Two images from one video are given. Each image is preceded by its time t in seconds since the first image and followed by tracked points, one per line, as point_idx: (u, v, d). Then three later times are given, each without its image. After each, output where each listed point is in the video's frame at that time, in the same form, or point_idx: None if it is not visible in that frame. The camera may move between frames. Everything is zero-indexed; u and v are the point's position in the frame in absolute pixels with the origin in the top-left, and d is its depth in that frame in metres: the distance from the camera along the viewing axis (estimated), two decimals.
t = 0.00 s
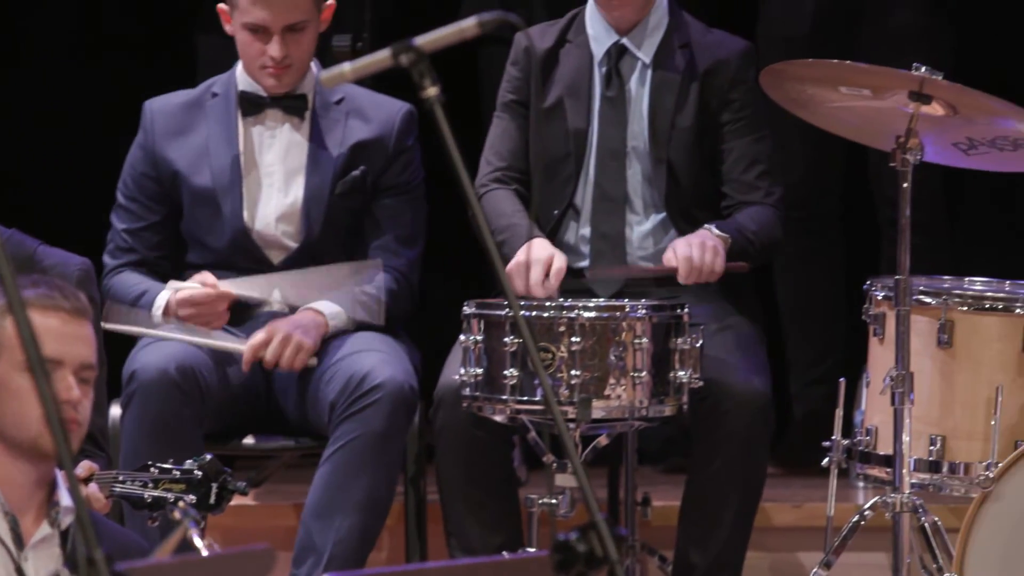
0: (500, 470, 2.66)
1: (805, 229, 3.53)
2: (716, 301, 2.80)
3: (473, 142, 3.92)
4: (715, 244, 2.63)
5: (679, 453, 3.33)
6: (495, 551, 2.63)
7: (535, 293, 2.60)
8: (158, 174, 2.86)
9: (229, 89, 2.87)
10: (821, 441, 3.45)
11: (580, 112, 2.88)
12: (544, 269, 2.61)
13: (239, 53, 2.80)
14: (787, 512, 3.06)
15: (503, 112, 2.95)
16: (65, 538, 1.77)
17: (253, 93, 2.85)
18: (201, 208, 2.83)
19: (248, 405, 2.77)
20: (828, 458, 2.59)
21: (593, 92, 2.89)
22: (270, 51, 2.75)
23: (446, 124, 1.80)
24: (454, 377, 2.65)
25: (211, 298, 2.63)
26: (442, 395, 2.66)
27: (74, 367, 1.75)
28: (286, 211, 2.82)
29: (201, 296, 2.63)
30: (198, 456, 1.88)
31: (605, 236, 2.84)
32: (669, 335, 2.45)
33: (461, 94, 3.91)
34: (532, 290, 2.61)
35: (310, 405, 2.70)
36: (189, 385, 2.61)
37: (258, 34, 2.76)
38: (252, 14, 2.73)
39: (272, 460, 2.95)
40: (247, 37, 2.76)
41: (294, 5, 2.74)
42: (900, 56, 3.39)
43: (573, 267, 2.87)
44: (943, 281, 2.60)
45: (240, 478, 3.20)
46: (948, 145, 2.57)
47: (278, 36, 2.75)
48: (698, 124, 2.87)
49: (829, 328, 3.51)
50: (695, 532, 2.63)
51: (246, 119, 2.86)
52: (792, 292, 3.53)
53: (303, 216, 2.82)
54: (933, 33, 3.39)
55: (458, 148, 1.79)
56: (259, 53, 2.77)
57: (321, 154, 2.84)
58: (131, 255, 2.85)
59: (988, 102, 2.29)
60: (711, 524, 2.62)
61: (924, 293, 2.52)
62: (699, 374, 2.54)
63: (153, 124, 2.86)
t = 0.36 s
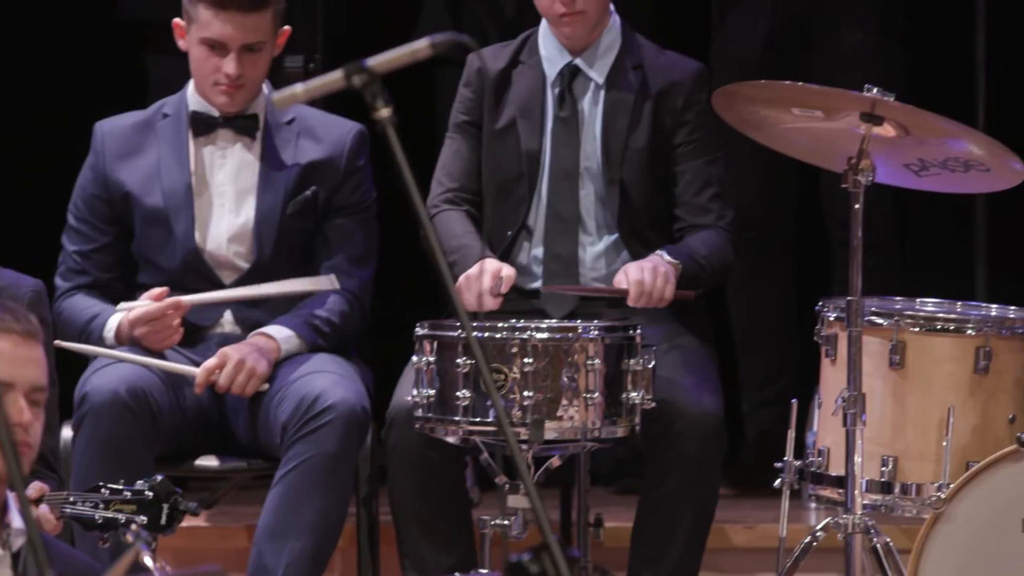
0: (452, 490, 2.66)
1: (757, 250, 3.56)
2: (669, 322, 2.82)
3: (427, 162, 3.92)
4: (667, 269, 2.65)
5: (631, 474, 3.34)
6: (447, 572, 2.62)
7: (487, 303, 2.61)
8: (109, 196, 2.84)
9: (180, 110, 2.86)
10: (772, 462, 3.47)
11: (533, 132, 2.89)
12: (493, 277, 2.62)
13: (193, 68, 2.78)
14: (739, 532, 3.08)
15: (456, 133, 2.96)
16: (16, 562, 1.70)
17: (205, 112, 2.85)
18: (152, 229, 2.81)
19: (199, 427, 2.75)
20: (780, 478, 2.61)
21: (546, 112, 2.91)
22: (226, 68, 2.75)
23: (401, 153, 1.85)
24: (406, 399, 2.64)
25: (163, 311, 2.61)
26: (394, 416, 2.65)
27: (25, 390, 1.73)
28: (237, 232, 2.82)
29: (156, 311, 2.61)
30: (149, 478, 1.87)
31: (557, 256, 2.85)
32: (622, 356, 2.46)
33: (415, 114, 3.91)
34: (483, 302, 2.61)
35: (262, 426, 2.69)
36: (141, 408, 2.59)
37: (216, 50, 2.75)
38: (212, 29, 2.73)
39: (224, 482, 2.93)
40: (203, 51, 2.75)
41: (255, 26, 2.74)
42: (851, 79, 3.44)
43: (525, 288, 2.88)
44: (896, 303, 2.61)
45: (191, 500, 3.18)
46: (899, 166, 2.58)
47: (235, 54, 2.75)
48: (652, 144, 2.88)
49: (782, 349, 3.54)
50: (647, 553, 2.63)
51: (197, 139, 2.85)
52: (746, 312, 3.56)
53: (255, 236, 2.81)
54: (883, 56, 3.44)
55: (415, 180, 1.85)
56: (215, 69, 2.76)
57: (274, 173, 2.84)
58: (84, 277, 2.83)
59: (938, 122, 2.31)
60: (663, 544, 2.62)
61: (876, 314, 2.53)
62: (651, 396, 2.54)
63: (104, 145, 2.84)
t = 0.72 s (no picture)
0: (406, 510, 2.65)
1: (711, 270, 3.56)
2: (622, 342, 2.83)
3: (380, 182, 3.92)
4: (617, 270, 2.66)
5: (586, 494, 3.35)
6: None
7: (441, 332, 2.61)
8: (62, 217, 2.82)
9: (134, 131, 2.84)
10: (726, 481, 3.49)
11: (485, 153, 2.90)
12: (447, 307, 2.62)
13: (147, 91, 2.76)
14: (693, 552, 3.09)
15: (408, 154, 2.96)
16: None
17: (157, 133, 2.83)
18: (105, 250, 2.79)
19: (154, 446, 2.73)
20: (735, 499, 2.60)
21: (498, 132, 2.92)
22: (181, 87, 2.72)
23: (354, 174, 1.87)
24: (360, 419, 2.64)
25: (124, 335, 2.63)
26: (348, 436, 2.65)
27: None
28: (191, 252, 2.81)
29: (115, 337, 2.63)
30: (103, 500, 2.02)
31: (510, 276, 2.83)
32: (576, 377, 2.46)
33: (369, 134, 3.91)
34: (437, 330, 2.62)
35: (216, 447, 2.67)
36: (94, 429, 2.57)
37: (170, 70, 2.73)
38: (164, 49, 2.72)
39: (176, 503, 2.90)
40: (157, 73, 2.73)
41: (209, 45, 2.73)
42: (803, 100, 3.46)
43: (479, 308, 2.88)
44: (849, 323, 2.63)
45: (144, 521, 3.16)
46: (852, 186, 2.61)
47: (190, 73, 2.73)
48: (604, 165, 2.90)
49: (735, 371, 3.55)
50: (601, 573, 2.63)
51: (150, 160, 2.83)
52: (701, 333, 3.57)
53: (208, 258, 2.80)
54: (836, 75, 3.46)
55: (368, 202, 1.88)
56: (169, 90, 2.73)
57: (227, 192, 2.83)
58: (38, 297, 2.80)
59: (891, 143, 2.32)
60: (618, 564, 2.63)
61: (829, 334, 2.54)
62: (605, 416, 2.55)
63: (57, 165, 2.82)
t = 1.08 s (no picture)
0: (367, 531, 2.64)
1: (676, 289, 3.57)
2: (584, 362, 2.84)
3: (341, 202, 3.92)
4: (581, 309, 2.66)
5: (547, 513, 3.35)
6: None
7: (402, 356, 2.61)
8: (21, 238, 2.81)
9: (93, 151, 2.83)
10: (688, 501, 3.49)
11: (446, 173, 2.91)
12: (409, 332, 2.62)
13: (128, 114, 2.76)
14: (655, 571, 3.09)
15: (368, 172, 2.96)
16: None
17: (117, 152, 2.82)
18: (64, 271, 2.78)
19: (116, 467, 2.72)
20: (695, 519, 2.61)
21: (459, 152, 2.93)
22: (170, 102, 2.75)
23: (315, 193, 1.87)
24: (321, 439, 2.63)
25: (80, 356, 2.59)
26: (308, 456, 2.64)
27: None
28: (151, 273, 2.79)
29: (73, 353, 2.59)
30: (64, 521, 2.08)
31: (471, 296, 2.86)
32: (537, 396, 2.46)
33: (330, 153, 3.90)
34: (398, 353, 2.62)
35: (176, 467, 2.66)
36: (55, 448, 2.56)
37: (153, 89, 2.75)
38: (146, 69, 2.74)
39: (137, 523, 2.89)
40: (139, 93, 2.75)
41: (188, 60, 2.77)
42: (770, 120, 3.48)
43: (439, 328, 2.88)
44: (810, 344, 2.63)
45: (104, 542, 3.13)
46: (812, 207, 2.63)
47: (174, 90, 2.76)
48: (565, 186, 2.91)
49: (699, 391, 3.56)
50: None
51: (110, 180, 2.82)
52: (664, 351, 3.58)
53: (168, 278, 2.79)
54: (802, 97, 3.47)
55: (330, 222, 1.88)
56: (154, 108, 2.75)
57: (188, 210, 2.82)
58: None
59: (852, 162, 2.34)
60: None
61: (790, 354, 2.53)
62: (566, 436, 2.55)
63: (15, 187, 2.82)
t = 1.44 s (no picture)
0: (335, 553, 2.64)
1: (649, 308, 3.58)
2: (550, 382, 2.84)
3: (309, 221, 3.91)
4: (551, 326, 2.67)
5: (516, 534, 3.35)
6: None
7: (370, 369, 2.60)
8: None
9: (61, 172, 2.83)
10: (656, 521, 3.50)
11: (414, 193, 2.91)
12: (378, 345, 2.62)
13: (101, 133, 2.76)
14: None
15: (337, 193, 2.96)
16: None
17: (85, 172, 2.82)
18: (31, 292, 2.76)
19: (83, 488, 2.70)
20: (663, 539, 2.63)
21: (427, 173, 2.93)
22: (142, 119, 2.75)
23: (284, 214, 1.86)
24: (288, 459, 2.61)
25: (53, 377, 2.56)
26: (276, 476, 2.62)
27: None
28: (118, 293, 2.78)
29: (45, 377, 2.55)
30: (31, 542, 2.10)
31: (439, 316, 2.86)
32: (504, 416, 2.47)
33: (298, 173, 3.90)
34: (366, 367, 2.61)
35: (143, 487, 2.64)
36: (22, 469, 2.55)
37: (125, 107, 2.75)
38: (118, 86, 2.75)
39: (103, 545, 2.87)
40: (111, 111, 2.75)
41: (160, 76, 2.78)
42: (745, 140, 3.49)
43: (407, 347, 2.88)
44: (777, 364, 2.63)
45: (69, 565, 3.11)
46: (780, 226, 2.65)
47: (146, 106, 2.76)
48: (532, 206, 2.91)
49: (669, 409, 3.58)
50: None
51: (78, 200, 2.81)
52: (632, 370, 3.60)
53: (135, 299, 2.78)
54: (776, 118, 3.48)
55: (298, 243, 1.87)
56: (127, 125, 2.75)
57: (154, 230, 2.81)
58: None
59: (819, 183, 2.36)
60: None
61: (757, 374, 2.52)
62: (534, 455, 2.55)
63: None
